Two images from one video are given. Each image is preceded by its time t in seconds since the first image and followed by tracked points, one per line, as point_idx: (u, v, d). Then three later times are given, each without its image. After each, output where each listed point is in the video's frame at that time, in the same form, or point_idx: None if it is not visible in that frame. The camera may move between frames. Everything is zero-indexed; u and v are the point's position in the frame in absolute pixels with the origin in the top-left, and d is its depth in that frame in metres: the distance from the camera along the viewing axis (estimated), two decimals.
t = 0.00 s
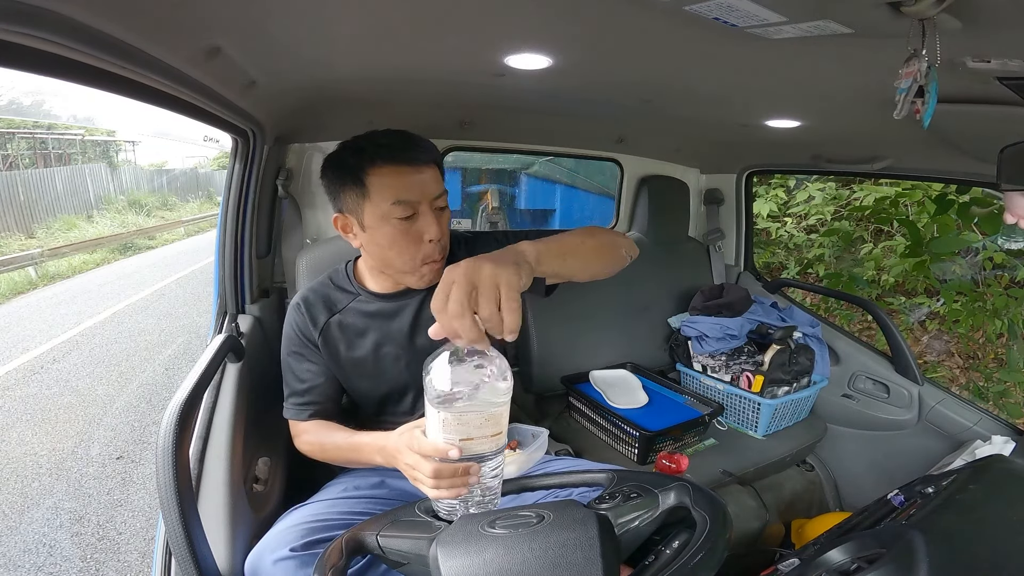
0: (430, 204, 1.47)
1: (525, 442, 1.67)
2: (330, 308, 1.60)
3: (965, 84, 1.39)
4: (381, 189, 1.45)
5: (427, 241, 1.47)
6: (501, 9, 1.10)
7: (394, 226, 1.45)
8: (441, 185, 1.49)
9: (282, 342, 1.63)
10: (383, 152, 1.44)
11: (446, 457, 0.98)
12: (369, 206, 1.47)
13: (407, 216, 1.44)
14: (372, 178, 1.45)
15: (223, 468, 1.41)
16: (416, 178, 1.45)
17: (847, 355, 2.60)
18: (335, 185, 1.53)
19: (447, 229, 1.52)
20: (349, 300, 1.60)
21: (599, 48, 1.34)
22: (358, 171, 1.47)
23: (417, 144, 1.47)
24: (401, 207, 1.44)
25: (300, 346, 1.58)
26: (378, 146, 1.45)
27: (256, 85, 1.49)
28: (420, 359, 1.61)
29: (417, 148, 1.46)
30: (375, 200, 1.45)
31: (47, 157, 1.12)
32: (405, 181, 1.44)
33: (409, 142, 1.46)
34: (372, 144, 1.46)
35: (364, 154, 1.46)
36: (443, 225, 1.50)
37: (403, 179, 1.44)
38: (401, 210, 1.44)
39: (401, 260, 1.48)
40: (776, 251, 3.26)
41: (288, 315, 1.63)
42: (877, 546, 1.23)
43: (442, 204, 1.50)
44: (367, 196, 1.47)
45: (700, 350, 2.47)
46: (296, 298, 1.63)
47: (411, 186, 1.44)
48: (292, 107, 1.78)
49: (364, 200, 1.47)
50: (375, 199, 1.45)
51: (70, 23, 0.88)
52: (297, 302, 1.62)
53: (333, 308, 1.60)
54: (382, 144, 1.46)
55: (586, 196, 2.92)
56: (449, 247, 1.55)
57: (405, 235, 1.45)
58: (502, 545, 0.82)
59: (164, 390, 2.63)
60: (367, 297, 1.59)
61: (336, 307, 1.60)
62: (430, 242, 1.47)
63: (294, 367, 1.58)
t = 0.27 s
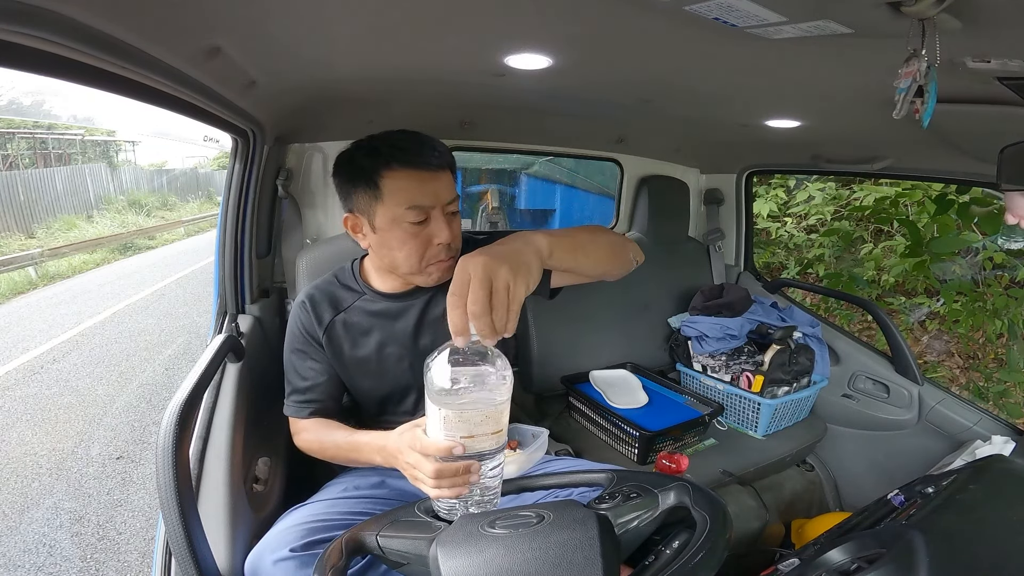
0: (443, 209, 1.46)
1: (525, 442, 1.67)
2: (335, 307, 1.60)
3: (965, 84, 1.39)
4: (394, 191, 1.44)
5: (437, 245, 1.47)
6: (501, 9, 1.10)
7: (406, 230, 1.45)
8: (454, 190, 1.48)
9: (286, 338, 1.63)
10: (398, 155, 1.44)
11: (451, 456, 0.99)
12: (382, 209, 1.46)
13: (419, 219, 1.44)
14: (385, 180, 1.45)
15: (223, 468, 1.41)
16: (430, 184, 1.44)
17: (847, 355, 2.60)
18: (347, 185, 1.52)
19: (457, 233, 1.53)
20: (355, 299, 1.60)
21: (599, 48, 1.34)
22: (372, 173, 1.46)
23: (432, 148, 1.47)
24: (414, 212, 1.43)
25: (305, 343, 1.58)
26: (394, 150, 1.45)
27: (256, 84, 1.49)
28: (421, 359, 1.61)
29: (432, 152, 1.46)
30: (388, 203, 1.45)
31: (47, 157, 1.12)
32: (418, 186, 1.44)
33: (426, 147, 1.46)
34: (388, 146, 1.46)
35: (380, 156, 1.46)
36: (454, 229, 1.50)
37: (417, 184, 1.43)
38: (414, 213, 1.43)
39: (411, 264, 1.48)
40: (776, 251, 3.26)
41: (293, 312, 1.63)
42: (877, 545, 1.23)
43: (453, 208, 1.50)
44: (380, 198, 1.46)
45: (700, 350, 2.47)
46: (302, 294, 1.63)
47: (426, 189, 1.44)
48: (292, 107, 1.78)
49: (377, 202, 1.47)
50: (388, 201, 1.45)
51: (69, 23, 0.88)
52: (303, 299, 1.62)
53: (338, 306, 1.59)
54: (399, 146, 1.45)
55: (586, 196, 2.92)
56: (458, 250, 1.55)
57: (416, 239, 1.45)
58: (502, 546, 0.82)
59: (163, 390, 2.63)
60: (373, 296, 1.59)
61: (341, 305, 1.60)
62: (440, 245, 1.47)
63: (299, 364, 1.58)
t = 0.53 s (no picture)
0: (446, 211, 1.47)
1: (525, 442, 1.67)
2: (336, 305, 1.60)
3: (965, 84, 1.39)
4: (398, 192, 1.44)
5: (438, 247, 1.47)
6: (501, 9, 1.10)
7: (408, 231, 1.45)
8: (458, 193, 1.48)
9: (286, 335, 1.63)
10: (404, 157, 1.44)
11: (450, 458, 0.99)
12: (385, 209, 1.46)
13: (422, 221, 1.44)
14: (389, 180, 1.45)
15: (223, 468, 1.41)
16: (434, 186, 1.44)
17: (847, 355, 2.60)
18: (351, 183, 1.52)
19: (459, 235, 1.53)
20: (356, 297, 1.60)
21: (600, 48, 1.34)
22: (377, 172, 1.46)
23: (438, 151, 1.47)
24: (417, 214, 1.43)
25: (305, 340, 1.58)
26: (399, 151, 1.45)
27: (256, 84, 1.49)
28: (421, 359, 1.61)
29: (438, 155, 1.47)
30: (392, 204, 1.45)
31: (47, 157, 1.12)
32: (423, 188, 1.43)
33: (432, 149, 1.46)
34: (394, 147, 1.46)
35: (385, 156, 1.46)
36: (455, 232, 1.50)
37: (421, 185, 1.43)
38: (417, 214, 1.43)
39: (411, 264, 1.48)
40: (776, 251, 3.27)
41: (294, 309, 1.63)
42: (877, 545, 1.23)
43: (456, 211, 1.50)
44: (383, 198, 1.46)
45: (700, 350, 2.47)
46: (303, 292, 1.63)
47: (430, 191, 1.44)
48: (292, 107, 1.78)
49: (381, 202, 1.47)
50: (391, 202, 1.45)
51: (69, 23, 0.87)
52: (304, 296, 1.62)
53: (339, 304, 1.60)
54: (405, 147, 1.45)
55: (586, 196, 2.92)
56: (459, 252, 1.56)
57: (418, 240, 1.45)
58: (503, 546, 0.82)
59: (163, 390, 2.63)
60: (374, 295, 1.60)
61: (341, 303, 1.60)
62: (441, 247, 1.47)
63: (298, 362, 1.58)
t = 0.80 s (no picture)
0: (446, 212, 1.46)
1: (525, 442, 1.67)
2: (336, 304, 1.60)
3: (965, 84, 1.40)
4: (397, 192, 1.44)
5: (437, 248, 1.47)
6: (501, 9, 1.11)
7: (407, 231, 1.45)
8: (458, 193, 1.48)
9: (287, 335, 1.63)
10: (404, 157, 1.44)
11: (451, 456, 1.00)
12: (384, 208, 1.46)
13: (421, 220, 1.44)
14: (389, 180, 1.45)
15: (223, 467, 1.41)
16: (433, 185, 1.44)
17: (847, 355, 2.60)
18: (352, 183, 1.52)
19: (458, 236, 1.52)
20: (356, 297, 1.60)
21: (599, 48, 1.34)
22: (378, 172, 1.46)
23: (438, 150, 1.46)
24: (416, 214, 1.43)
25: (305, 340, 1.58)
26: (400, 151, 1.45)
27: (256, 84, 1.49)
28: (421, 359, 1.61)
29: (439, 155, 1.46)
30: (391, 204, 1.45)
31: (47, 157, 1.12)
32: (422, 188, 1.43)
33: (433, 150, 1.46)
34: (395, 146, 1.46)
35: (385, 156, 1.46)
36: (455, 233, 1.50)
37: (420, 185, 1.43)
38: (416, 214, 1.43)
39: (410, 264, 1.48)
40: (776, 251, 3.28)
41: (294, 309, 1.63)
42: (877, 545, 1.23)
43: (456, 211, 1.49)
44: (383, 198, 1.46)
45: (700, 350, 2.47)
46: (303, 292, 1.63)
47: (429, 191, 1.44)
48: (292, 107, 1.78)
49: (380, 201, 1.47)
50: (391, 201, 1.45)
51: (69, 23, 0.88)
52: (304, 296, 1.62)
53: (339, 304, 1.60)
54: (406, 147, 1.45)
55: (586, 196, 2.92)
56: (458, 253, 1.55)
57: (416, 240, 1.45)
58: (503, 546, 0.82)
59: (164, 390, 2.63)
60: (374, 294, 1.60)
61: (341, 302, 1.60)
62: (440, 248, 1.47)
63: (298, 361, 1.57)
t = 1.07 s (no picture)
0: (428, 213, 1.44)
1: (525, 442, 1.67)
2: (336, 305, 1.60)
3: (965, 84, 1.40)
4: (381, 190, 1.45)
5: (419, 249, 1.45)
6: (501, 9, 1.11)
7: (389, 230, 1.45)
8: (443, 195, 1.45)
9: (286, 335, 1.63)
10: (389, 158, 1.43)
11: (443, 437, 0.98)
12: (369, 206, 1.48)
13: (403, 221, 1.44)
14: (373, 178, 1.45)
15: (223, 467, 1.41)
16: (413, 185, 1.42)
17: (847, 355, 2.60)
18: (346, 180, 1.54)
19: (446, 239, 1.49)
20: (356, 298, 1.60)
21: (599, 48, 1.34)
22: (364, 170, 1.47)
23: (424, 154, 1.44)
24: (396, 212, 1.43)
25: (304, 340, 1.58)
26: (384, 150, 1.45)
27: (256, 84, 1.49)
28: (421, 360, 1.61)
29: (427, 158, 1.44)
30: (374, 202, 1.46)
31: (47, 157, 1.12)
32: (403, 187, 1.42)
33: (417, 150, 1.44)
34: (382, 147, 1.45)
35: (372, 156, 1.46)
36: (440, 235, 1.47)
37: (401, 184, 1.42)
38: (397, 214, 1.43)
39: (393, 263, 1.48)
40: (775, 251, 3.31)
41: (294, 309, 1.63)
42: (877, 545, 1.23)
43: (442, 213, 1.47)
44: (368, 196, 1.47)
45: (700, 350, 2.47)
46: (303, 292, 1.63)
47: (412, 192, 1.43)
48: (292, 107, 1.78)
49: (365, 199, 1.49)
50: (374, 200, 1.46)
51: (70, 22, 0.88)
52: (304, 296, 1.62)
53: (339, 305, 1.60)
54: (391, 146, 1.45)
55: (586, 196, 2.92)
56: (448, 257, 1.52)
57: (396, 240, 1.45)
58: (502, 545, 0.82)
59: (164, 390, 2.63)
60: (374, 295, 1.60)
61: (341, 303, 1.60)
62: (422, 250, 1.45)
63: (296, 361, 1.57)
